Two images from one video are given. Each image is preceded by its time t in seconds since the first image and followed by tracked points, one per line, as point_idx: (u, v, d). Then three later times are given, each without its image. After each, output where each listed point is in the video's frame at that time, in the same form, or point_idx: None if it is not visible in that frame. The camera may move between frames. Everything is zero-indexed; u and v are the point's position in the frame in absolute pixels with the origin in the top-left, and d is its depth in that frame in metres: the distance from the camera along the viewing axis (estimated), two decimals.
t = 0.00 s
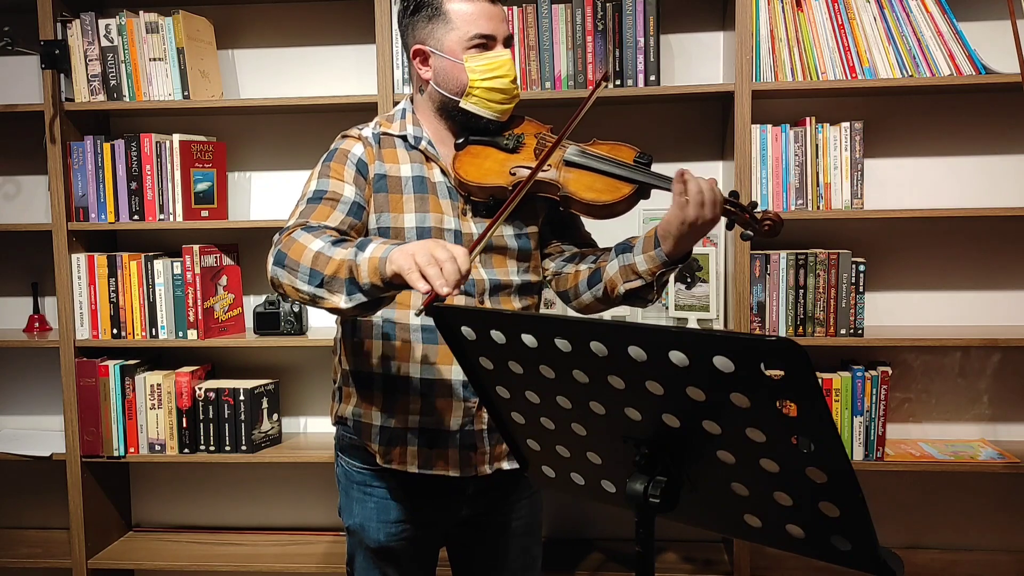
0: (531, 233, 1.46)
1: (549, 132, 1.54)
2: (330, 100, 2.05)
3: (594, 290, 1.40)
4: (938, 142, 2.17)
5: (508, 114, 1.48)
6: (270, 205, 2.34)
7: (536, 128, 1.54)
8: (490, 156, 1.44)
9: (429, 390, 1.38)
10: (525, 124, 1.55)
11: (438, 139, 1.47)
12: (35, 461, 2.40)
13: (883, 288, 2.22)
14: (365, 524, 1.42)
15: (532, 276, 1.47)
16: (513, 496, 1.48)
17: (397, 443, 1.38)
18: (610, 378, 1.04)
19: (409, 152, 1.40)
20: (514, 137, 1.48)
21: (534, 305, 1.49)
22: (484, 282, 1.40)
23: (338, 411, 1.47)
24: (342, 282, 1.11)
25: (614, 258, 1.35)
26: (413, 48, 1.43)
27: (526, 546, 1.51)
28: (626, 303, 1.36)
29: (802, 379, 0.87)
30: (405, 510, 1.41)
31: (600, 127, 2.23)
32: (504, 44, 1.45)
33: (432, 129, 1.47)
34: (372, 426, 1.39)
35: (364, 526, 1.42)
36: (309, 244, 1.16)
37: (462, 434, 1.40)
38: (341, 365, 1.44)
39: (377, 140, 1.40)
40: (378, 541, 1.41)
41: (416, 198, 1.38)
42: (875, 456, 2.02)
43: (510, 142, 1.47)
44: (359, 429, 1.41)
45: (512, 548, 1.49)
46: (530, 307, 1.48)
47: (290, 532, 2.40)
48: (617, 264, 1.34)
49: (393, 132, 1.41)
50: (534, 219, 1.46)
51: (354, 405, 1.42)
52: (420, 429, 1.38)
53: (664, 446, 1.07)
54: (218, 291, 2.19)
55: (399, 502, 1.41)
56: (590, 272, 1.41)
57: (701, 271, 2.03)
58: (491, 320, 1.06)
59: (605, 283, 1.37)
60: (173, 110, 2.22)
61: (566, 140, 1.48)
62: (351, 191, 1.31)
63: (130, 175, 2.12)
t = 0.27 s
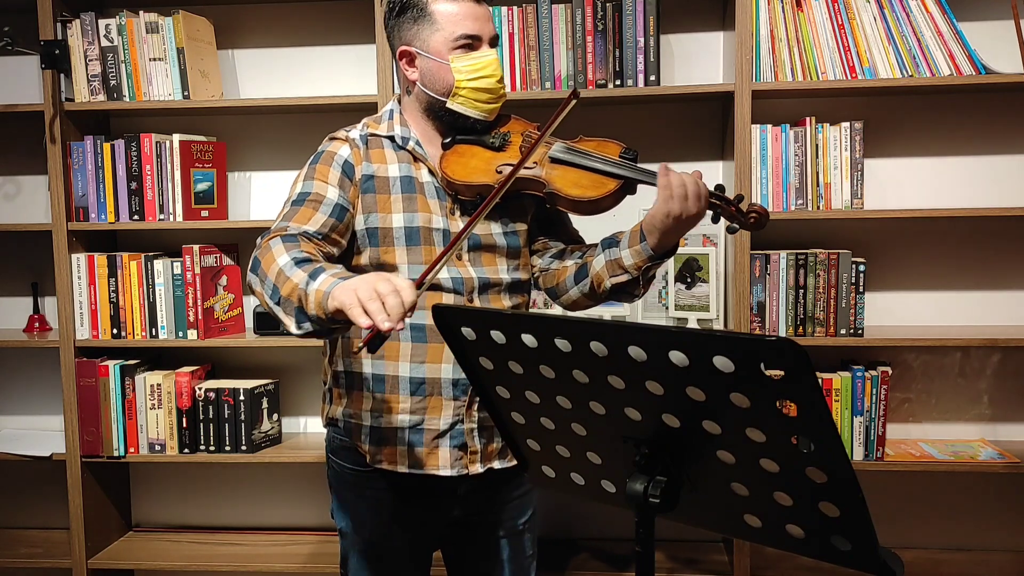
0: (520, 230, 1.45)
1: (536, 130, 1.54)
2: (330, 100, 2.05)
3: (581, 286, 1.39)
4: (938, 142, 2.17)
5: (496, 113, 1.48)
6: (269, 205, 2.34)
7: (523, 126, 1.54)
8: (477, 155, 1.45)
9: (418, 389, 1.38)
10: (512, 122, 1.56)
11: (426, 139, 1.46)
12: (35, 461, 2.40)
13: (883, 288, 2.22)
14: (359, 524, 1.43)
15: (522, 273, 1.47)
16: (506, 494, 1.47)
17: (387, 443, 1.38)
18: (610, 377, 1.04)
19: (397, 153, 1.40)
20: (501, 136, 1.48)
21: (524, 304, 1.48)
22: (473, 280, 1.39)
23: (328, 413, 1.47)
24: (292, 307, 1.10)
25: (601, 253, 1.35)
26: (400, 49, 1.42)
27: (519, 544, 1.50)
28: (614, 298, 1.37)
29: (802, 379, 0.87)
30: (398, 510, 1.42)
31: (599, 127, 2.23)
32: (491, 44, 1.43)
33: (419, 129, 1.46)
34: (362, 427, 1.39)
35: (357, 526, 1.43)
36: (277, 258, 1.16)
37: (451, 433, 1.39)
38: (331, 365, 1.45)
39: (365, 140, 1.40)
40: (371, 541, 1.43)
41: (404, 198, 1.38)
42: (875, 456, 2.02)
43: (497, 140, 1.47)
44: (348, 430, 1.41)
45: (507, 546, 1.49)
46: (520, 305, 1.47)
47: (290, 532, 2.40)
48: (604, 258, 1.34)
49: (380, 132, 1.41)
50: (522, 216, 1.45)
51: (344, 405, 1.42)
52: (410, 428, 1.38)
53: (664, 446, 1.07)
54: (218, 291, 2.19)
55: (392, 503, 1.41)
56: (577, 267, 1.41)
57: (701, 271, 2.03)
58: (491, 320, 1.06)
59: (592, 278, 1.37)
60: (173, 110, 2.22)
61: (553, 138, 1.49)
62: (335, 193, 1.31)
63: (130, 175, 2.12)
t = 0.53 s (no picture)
0: (508, 229, 1.45)
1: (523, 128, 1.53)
2: (330, 100, 2.05)
3: (571, 284, 1.39)
4: (939, 142, 2.17)
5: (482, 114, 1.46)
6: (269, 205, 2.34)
7: (509, 125, 1.53)
8: (463, 156, 1.44)
9: (410, 389, 1.38)
10: (498, 120, 1.54)
11: (411, 141, 1.46)
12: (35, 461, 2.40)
13: (883, 288, 2.22)
14: (353, 524, 1.43)
15: (511, 272, 1.47)
16: (498, 493, 1.48)
17: (380, 443, 1.38)
18: (610, 377, 1.04)
19: (383, 155, 1.40)
20: (487, 136, 1.48)
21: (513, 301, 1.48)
22: (463, 280, 1.39)
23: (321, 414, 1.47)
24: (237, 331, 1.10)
25: (589, 250, 1.35)
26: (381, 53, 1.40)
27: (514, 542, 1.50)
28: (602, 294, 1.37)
29: (802, 379, 0.87)
30: (393, 509, 1.42)
31: (599, 127, 2.23)
32: (474, 47, 1.41)
33: (405, 131, 1.46)
34: (354, 427, 1.39)
35: (351, 526, 1.43)
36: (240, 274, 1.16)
37: (444, 433, 1.39)
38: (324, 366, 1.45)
39: (350, 143, 1.40)
40: (365, 543, 1.43)
41: (390, 200, 1.38)
42: (875, 456, 2.02)
43: (483, 141, 1.47)
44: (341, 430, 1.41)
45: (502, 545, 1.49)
46: (510, 303, 1.47)
47: (290, 532, 2.40)
48: (592, 256, 1.34)
49: (366, 134, 1.41)
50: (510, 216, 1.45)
51: (337, 405, 1.42)
52: (403, 427, 1.38)
53: (664, 446, 1.07)
54: (218, 291, 2.19)
55: (386, 502, 1.41)
56: (565, 265, 1.41)
57: (700, 271, 2.03)
58: (491, 320, 1.06)
59: (581, 276, 1.37)
60: (173, 110, 2.22)
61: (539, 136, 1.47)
62: (316, 198, 1.33)
63: (130, 175, 2.12)
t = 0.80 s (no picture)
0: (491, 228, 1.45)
1: (502, 128, 1.54)
2: (330, 100, 2.05)
3: (551, 284, 1.41)
4: (939, 142, 2.17)
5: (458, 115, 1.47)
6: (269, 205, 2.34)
7: (488, 124, 1.53)
8: (444, 157, 1.44)
9: (399, 389, 1.38)
10: (475, 119, 1.54)
11: (391, 144, 1.47)
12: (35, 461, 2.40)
13: (883, 288, 2.22)
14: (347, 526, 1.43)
15: (494, 271, 1.47)
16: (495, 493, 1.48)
17: (371, 444, 1.38)
18: (610, 378, 1.03)
19: (362, 157, 1.41)
20: (467, 136, 1.48)
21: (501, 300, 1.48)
22: (449, 279, 1.39)
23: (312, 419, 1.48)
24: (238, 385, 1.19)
25: (564, 250, 1.39)
26: (355, 60, 1.43)
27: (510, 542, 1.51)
28: (579, 294, 1.39)
29: (802, 379, 0.87)
30: (387, 510, 1.42)
31: (599, 127, 2.23)
32: (448, 49, 1.43)
33: (384, 134, 1.47)
34: (344, 431, 1.39)
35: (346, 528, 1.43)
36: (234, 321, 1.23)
37: (435, 432, 1.40)
38: (313, 369, 1.45)
39: (328, 148, 1.42)
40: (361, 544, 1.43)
41: (371, 203, 1.39)
42: (875, 456, 2.02)
43: (463, 141, 1.47)
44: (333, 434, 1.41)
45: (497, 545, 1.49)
46: (496, 301, 1.47)
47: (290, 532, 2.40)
48: (567, 254, 1.38)
49: (344, 138, 1.43)
50: (493, 216, 1.45)
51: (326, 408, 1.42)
52: (393, 428, 1.38)
53: (664, 446, 1.07)
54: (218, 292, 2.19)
55: (380, 503, 1.41)
56: (546, 265, 1.43)
57: (700, 271, 2.03)
58: (491, 320, 1.06)
59: (559, 275, 1.39)
60: (173, 110, 2.22)
61: (519, 136, 1.48)
62: (295, 212, 1.35)
63: (130, 175, 2.12)
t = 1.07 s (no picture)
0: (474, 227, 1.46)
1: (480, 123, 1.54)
2: (330, 100, 2.05)
3: (539, 281, 1.42)
4: (939, 142, 2.17)
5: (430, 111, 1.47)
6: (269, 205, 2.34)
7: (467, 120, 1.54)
8: (425, 155, 1.44)
9: (390, 391, 1.38)
10: (449, 114, 1.54)
11: (368, 143, 1.48)
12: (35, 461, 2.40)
13: (883, 288, 2.22)
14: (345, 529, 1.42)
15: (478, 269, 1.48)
16: (487, 490, 1.49)
17: (365, 447, 1.38)
18: (610, 377, 1.03)
19: (339, 159, 1.42)
20: (446, 133, 1.48)
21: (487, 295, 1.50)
22: (434, 277, 1.40)
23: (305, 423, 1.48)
24: (262, 388, 1.23)
25: (547, 247, 1.40)
26: (323, 60, 1.45)
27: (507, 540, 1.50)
28: (569, 286, 1.41)
29: (802, 379, 0.87)
30: (382, 512, 1.41)
31: (598, 127, 2.23)
32: (412, 42, 1.44)
33: (360, 134, 1.48)
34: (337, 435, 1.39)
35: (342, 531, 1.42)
36: (241, 331, 1.26)
37: (428, 432, 1.40)
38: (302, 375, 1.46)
39: (305, 152, 1.42)
40: (357, 547, 1.42)
41: (351, 204, 1.39)
42: (875, 456, 2.02)
43: (443, 137, 1.46)
44: (325, 439, 1.39)
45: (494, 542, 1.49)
46: (482, 298, 1.48)
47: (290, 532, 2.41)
48: (549, 251, 1.39)
49: (321, 141, 1.43)
50: (474, 214, 1.46)
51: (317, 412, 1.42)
52: (386, 429, 1.38)
53: (664, 446, 1.07)
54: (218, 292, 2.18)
55: (376, 504, 1.40)
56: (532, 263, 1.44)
57: (701, 271, 2.03)
58: (491, 320, 1.06)
59: (545, 272, 1.40)
60: (173, 110, 2.22)
61: (499, 133, 1.49)
62: (277, 219, 1.35)
63: (130, 175, 2.12)
